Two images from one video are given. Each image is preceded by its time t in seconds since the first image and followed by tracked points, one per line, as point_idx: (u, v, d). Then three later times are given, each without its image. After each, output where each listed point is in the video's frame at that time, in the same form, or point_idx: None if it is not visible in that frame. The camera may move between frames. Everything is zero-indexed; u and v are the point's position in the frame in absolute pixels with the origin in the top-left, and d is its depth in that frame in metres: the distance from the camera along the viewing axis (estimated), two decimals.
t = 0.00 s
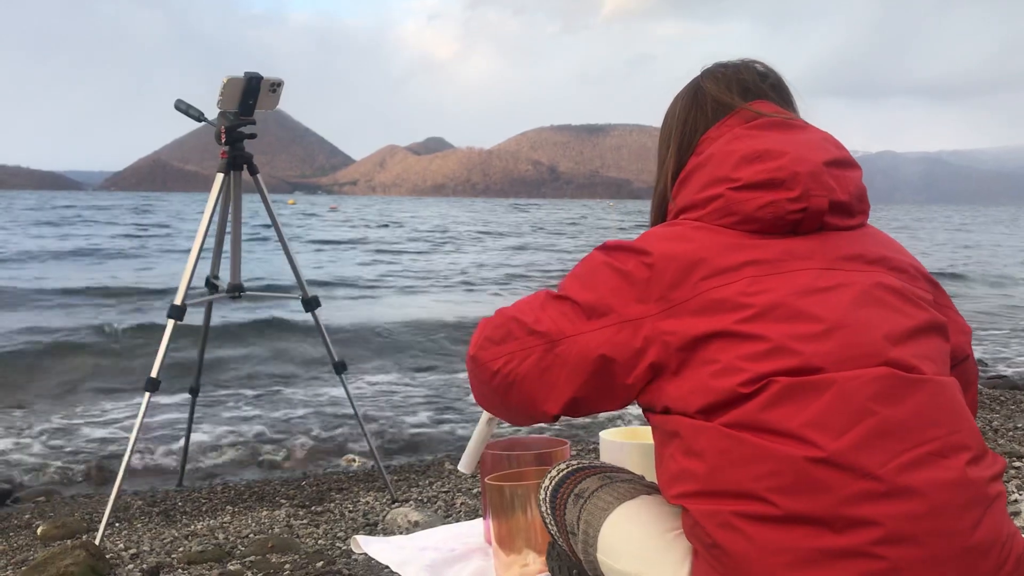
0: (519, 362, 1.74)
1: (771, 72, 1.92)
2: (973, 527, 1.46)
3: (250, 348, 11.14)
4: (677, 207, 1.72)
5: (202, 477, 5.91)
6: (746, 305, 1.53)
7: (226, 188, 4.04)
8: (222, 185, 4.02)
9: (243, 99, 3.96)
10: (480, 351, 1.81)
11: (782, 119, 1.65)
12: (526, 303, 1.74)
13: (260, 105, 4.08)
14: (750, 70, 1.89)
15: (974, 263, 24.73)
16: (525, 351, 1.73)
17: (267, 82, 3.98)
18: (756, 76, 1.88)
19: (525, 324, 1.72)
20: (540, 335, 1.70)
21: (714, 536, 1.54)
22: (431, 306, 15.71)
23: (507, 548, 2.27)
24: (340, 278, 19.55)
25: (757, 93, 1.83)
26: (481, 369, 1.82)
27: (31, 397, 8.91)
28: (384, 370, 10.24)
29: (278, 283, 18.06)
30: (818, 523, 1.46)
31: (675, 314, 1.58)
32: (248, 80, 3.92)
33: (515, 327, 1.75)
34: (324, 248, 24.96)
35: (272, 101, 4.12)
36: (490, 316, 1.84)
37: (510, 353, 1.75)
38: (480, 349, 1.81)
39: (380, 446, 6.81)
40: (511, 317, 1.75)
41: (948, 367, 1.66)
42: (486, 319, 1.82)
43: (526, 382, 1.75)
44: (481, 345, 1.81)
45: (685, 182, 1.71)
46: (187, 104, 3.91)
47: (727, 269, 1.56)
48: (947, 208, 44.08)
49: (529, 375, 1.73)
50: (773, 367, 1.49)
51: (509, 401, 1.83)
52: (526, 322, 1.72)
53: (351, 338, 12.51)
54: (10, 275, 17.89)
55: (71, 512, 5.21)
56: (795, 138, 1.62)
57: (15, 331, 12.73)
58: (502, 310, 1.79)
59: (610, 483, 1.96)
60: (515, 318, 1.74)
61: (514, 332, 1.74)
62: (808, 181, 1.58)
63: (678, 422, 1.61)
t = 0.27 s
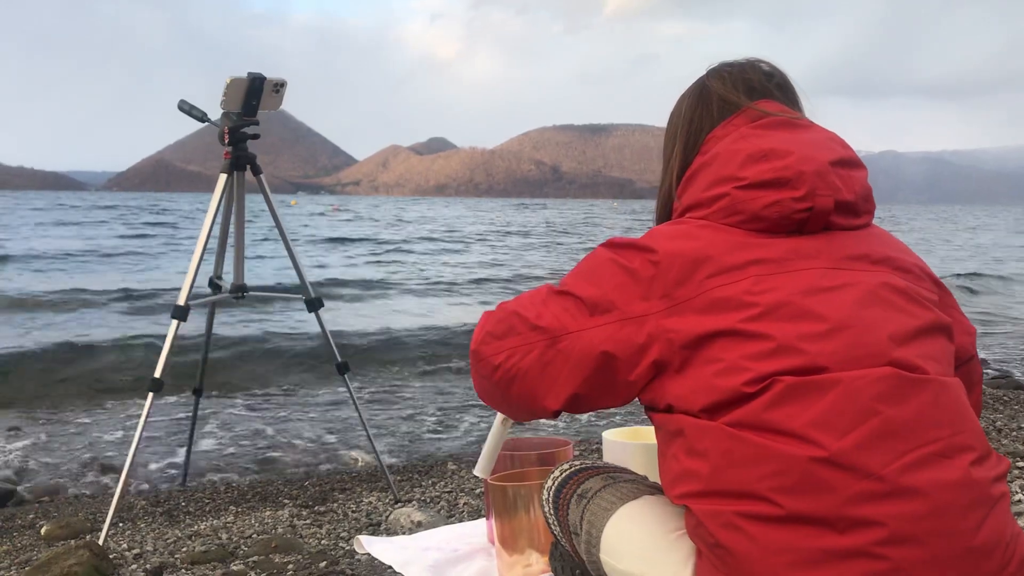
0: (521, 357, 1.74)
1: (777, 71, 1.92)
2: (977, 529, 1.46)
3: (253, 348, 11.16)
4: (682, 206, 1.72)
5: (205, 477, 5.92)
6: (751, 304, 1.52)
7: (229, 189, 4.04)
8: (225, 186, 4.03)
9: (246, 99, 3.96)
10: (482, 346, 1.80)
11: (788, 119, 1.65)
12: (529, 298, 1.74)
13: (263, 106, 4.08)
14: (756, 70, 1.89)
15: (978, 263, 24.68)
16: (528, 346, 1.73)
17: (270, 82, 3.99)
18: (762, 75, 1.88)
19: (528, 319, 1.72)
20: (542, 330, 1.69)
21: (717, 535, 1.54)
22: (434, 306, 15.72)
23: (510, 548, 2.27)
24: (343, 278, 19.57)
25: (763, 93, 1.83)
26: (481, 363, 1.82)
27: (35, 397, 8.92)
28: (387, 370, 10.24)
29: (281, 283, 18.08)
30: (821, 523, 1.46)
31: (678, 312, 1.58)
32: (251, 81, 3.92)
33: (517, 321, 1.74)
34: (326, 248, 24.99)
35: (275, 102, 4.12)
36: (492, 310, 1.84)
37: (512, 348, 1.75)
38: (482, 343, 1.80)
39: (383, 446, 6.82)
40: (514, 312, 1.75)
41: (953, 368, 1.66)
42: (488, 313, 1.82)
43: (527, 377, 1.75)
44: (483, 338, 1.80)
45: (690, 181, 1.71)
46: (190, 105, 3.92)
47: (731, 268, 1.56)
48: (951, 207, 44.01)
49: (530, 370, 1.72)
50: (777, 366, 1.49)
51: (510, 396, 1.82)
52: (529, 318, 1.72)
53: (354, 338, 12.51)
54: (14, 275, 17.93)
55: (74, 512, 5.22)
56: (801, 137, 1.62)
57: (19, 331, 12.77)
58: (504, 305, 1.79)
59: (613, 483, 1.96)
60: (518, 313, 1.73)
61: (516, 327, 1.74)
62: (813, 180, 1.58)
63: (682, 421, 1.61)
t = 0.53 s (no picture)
0: (523, 355, 1.73)
1: (780, 70, 1.91)
2: (982, 528, 1.46)
3: (256, 348, 11.18)
4: (686, 205, 1.71)
5: (208, 477, 5.93)
6: (755, 303, 1.52)
7: (232, 189, 4.04)
8: (228, 186, 4.03)
9: (249, 99, 3.97)
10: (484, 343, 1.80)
11: (793, 117, 1.65)
12: (531, 295, 1.73)
13: (266, 106, 4.09)
14: (760, 69, 1.88)
15: (982, 263, 24.63)
16: (529, 344, 1.72)
17: (273, 83, 3.99)
18: (766, 75, 1.87)
19: (530, 317, 1.71)
20: (545, 328, 1.69)
21: (721, 535, 1.53)
22: (436, 306, 15.73)
23: (514, 548, 2.28)
24: (345, 279, 19.60)
25: (767, 92, 1.82)
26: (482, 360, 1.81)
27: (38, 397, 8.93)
28: (390, 370, 10.25)
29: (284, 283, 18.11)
30: (825, 523, 1.45)
31: (683, 311, 1.57)
32: (254, 81, 3.93)
33: (519, 319, 1.73)
34: (329, 248, 25.02)
35: (278, 102, 4.12)
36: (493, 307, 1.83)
37: (513, 346, 1.74)
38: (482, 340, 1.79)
39: (385, 446, 6.82)
40: (515, 310, 1.74)
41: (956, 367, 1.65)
42: (489, 310, 1.81)
43: (528, 375, 1.74)
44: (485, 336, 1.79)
45: (693, 179, 1.70)
46: (193, 105, 3.92)
47: (735, 266, 1.56)
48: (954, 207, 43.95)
49: (531, 368, 1.71)
50: (781, 365, 1.48)
51: (510, 394, 1.81)
52: (532, 315, 1.71)
53: (356, 338, 12.51)
54: (18, 276, 17.98)
55: (78, 512, 5.23)
56: (806, 136, 1.62)
57: (23, 331, 12.80)
58: (506, 302, 1.78)
59: (616, 482, 1.96)
60: (520, 311, 1.73)
61: (518, 325, 1.73)
62: (818, 179, 1.58)
63: (685, 420, 1.60)
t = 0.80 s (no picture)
0: (528, 356, 1.73)
1: (783, 72, 1.91)
2: (985, 531, 1.45)
3: (258, 349, 11.20)
4: (688, 206, 1.71)
5: (211, 478, 5.93)
6: (757, 305, 1.52)
7: (234, 191, 4.05)
8: (230, 188, 4.03)
9: (251, 101, 3.97)
10: (489, 346, 1.80)
11: (797, 119, 1.65)
12: (534, 297, 1.73)
13: (269, 107, 4.09)
14: (763, 71, 1.88)
15: (984, 264, 24.60)
16: (533, 346, 1.72)
17: (275, 84, 3.99)
18: (769, 77, 1.87)
19: (534, 319, 1.71)
20: (549, 330, 1.69)
21: (723, 537, 1.53)
22: (438, 307, 15.75)
23: (516, 550, 2.28)
24: (347, 280, 19.62)
25: (770, 94, 1.82)
26: (489, 362, 1.81)
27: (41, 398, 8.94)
28: (392, 372, 10.26)
29: (286, 284, 18.14)
30: (827, 525, 1.45)
31: (685, 312, 1.57)
32: (256, 83, 3.93)
33: (523, 321, 1.73)
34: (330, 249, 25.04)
35: (280, 104, 4.13)
36: (498, 309, 1.83)
37: (518, 348, 1.74)
38: (489, 343, 1.80)
39: (387, 447, 6.83)
40: (519, 312, 1.74)
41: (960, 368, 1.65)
42: (493, 312, 1.81)
43: (533, 377, 1.74)
44: (489, 339, 1.80)
45: (696, 181, 1.70)
46: (195, 107, 3.92)
47: (737, 268, 1.55)
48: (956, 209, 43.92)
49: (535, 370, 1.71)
50: (785, 366, 1.48)
51: (515, 396, 1.81)
52: (535, 317, 1.71)
53: (358, 340, 12.51)
54: (20, 277, 18.01)
55: (81, 513, 5.23)
56: (809, 138, 1.62)
57: (25, 332, 12.82)
58: (509, 303, 1.78)
59: (619, 484, 1.96)
60: (524, 312, 1.73)
61: (522, 327, 1.73)
62: (821, 180, 1.58)
63: (688, 421, 1.60)
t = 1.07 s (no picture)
0: (537, 365, 1.74)
1: (784, 74, 1.92)
2: (987, 532, 1.46)
3: (260, 350, 11.21)
4: (690, 210, 1.72)
5: (214, 480, 5.94)
6: (757, 307, 1.52)
7: (236, 192, 4.05)
8: (233, 189, 4.04)
9: (254, 102, 3.98)
10: (497, 356, 1.81)
11: (798, 121, 1.65)
12: (539, 306, 1.74)
13: (271, 109, 4.10)
14: (763, 74, 1.89)
15: (987, 267, 24.60)
16: (541, 355, 1.74)
17: (278, 85, 4.00)
18: (769, 80, 1.88)
19: (539, 327, 1.72)
20: (554, 339, 1.70)
21: (725, 539, 1.54)
22: (439, 308, 15.77)
23: (518, 552, 2.27)
24: (349, 281, 19.65)
25: (770, 97, 1.83)
26: (500, 372, 1.83)
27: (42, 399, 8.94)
28: (394, 373, 10.27)
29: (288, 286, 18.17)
30: (830, 527, 1.45)
31: (686, 316, 1.58)
32: (259, 84, 3.94)
33: (530, 331, 1.75)
34: (332, 250, 25.07)
35: (283, 105, 4.14)
36: (504, 319, 1.85)
37: (526, 358, 1.76)
38: (498, 353, 1.81)
39: (389, 448, 6.83)
40: (525, 322, 1.75)
41: (961, 369, 1.65)
42: (500, 322, 1.83)
43: (541, 385, 1.76)
44: (498, 349, 1.81)
45: (697, 184, 1.71)
46: (198, 108, 3.93)
47: (738, 272, 1.56)
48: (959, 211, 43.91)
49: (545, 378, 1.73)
50: (785, 369, 1.48)
51: (525, 403, 1.83)
52: (541, 326, 1.72)
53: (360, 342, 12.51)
54: (22, 278, 18.05)
55: (84, 513, 5.24)
56: (810, 139, 1.62)
57: (28, 333, 12.86)
58: (516, 313, 1.79)
59: (621, 486, 1.96)
60: (530, 322, 1.74)
61: (529, 337, 1.75)
62: (822, 183, 1.58)
63: (690, 426, 1.61)
